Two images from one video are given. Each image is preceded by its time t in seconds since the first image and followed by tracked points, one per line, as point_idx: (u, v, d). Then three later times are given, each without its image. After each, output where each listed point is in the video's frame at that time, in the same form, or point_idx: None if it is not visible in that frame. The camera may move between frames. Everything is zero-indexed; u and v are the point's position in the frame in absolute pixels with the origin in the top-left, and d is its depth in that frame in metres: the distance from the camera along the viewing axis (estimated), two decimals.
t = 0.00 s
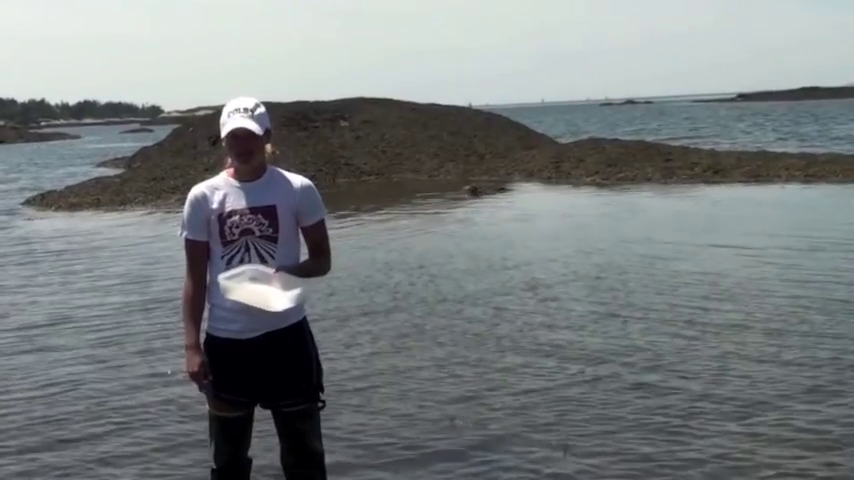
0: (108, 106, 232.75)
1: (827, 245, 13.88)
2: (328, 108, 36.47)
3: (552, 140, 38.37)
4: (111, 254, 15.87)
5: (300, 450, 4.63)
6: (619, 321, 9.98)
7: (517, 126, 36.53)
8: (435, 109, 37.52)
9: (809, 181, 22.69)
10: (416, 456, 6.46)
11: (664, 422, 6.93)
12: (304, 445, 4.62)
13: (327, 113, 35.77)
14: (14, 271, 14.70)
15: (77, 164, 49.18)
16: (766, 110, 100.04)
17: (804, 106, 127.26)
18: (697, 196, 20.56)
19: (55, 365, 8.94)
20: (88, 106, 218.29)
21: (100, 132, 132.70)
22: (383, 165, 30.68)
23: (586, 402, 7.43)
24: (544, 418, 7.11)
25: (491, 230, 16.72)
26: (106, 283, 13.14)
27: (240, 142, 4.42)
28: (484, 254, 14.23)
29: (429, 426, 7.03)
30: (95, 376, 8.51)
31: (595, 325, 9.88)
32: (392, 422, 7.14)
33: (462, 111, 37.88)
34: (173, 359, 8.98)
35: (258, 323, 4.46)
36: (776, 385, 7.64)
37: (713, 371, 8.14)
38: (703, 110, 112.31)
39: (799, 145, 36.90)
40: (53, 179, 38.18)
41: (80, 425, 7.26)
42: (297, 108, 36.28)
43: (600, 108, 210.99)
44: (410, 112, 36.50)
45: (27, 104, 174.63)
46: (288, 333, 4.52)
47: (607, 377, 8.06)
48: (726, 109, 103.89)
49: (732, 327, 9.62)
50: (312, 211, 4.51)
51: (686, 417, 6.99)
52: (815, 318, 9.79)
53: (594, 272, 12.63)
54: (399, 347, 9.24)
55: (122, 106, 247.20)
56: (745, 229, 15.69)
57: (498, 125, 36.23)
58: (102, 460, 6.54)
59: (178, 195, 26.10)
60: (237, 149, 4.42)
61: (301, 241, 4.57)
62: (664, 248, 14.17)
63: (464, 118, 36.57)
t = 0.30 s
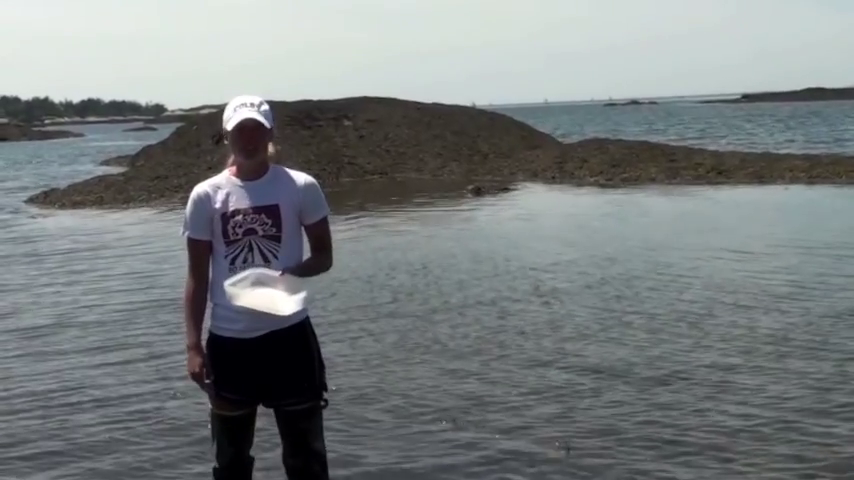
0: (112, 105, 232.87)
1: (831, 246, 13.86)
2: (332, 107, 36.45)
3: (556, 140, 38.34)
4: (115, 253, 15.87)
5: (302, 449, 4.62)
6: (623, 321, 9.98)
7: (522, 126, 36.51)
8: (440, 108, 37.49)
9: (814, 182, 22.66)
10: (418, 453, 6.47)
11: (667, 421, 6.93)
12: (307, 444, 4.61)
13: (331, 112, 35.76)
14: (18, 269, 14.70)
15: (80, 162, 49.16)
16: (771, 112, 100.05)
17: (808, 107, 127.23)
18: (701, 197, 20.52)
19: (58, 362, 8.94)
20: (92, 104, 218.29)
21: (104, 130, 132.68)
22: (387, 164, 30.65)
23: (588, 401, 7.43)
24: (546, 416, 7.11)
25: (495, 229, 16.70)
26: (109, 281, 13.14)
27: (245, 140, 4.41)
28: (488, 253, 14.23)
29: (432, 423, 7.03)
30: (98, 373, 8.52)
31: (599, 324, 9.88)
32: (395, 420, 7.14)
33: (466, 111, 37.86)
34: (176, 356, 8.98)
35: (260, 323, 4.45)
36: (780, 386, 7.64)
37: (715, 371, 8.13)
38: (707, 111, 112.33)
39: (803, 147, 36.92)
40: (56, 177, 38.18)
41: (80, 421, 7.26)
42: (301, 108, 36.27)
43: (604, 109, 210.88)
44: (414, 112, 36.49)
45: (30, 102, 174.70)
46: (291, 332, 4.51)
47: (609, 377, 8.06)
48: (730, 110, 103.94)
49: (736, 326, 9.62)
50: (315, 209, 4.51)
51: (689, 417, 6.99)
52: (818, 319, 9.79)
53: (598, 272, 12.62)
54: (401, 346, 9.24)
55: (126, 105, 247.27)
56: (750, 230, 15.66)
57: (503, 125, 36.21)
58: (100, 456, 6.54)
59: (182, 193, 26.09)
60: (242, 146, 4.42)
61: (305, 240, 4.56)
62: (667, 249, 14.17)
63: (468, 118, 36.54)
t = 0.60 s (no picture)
0: (116, 104, 232.95)
1: (836, 247, 13.85)
2: (336, 107, 36.44)
3: (560, 140, 38.34)
4: (119, 254, 15.85)
5: (306, 449, 4.61)
6: (627, 322, 9.97)
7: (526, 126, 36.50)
8: (444, 108, 37.49)
9: (818, 183, 22.63)
10: (424, 456, 6.46)
11: (672, 424, 6.92)
12: (311, 445, 4.60)
13: (336, 112, 35.74)
14: (21, 270, 14.68)
15: (84, 162, 49.14)
16: (777, 111, 99.90)
17: (813, 107, 127.15)
18: (705, 198, 20.48)
19: (63, 364, 8.93)
20: (96, 104, 218.32)
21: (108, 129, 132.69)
22: (391, 165, 30.63)
23: (593, 404, 7.42)
24: (551, 419, 7.11)
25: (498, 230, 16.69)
26: (113, 283, 13.13)
27: (248, 140, 4.40)
28: (492, 253, 14.23)
29: (436, 426, 7.02)
30: (102, 375, 8.51)
31: (604, 325, 9.87)
32: (400, 422, 7.13)
33: (471, 111, 37.85)
34: (180, 358, 8.97)
35: (266, 324, 4.44)
36: (784, 388, 7.64)
37: (720, 372, 8.13)
38: (712, 111, 112.22)
39: (808, 147, 36.89)
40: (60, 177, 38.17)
41: (83, 422, 7.26)
42: (305, 108, 36.26)
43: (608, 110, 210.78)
44: (418, 112, 36.48)
45: (35, 102, 174.75)
46: (295, 333, 4.50)
47: (614, 378, 8.05)
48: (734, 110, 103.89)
49: (740, 327, 9.61)
50: (318, 209, 4.49)
51: (694, 419, 6.99)
52: (824, 320, 9.78)
53: (603, 273, 12.61)
54: (406, 347, 9.23)
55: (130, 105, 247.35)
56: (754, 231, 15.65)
57: (507, 125, 36.20)
58: (104, 459, 6.55)
59: (186, 193, 26.05)
60: (245, 146, 4.40)
61: (308, 240, 4.55)
62: (672, 249, 14.16)
63: (472, 118, 36.53)
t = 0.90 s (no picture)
0: (122, 106, 233.04)
1: (841, 249, 13.84)
2: (341, 109, 36.42)
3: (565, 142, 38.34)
4: (123, 256, 15.83)
5: (311, 451, 4.59)
6: (632, 324, 9.96)
7: (530, 128, 36.51)
8: (448, 110, 37.49)
9: (824, 185, 22.62)
10: (430, 458, 6.45)
11: (678, 425, 6.92)
12: (315, 447, 4.59)
13: (340, 114, 35.73)
14: (26, 273, 14.66)
15: (88, 164, 49.09)
16: (781, 113, 99.86)
17: (819, 109, 127.08)
18: (712, 200, 20.46)
19: (68, 366, 8.92)
20: (100, 105, 218.48)
21: (112, 131, 132.71)
22: (396, 166, 30.61)
23: (599, 406, 7.41)
24: (557, 421, 7.10)
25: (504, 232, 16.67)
26: (117, 286, 13.10)
27: (253, 141, 4.38)
28: (497, 255, 14.21)
29: (443, 428, 7.01)
30: (107, 377, 8.49)
31: (609, 327, 9.86)
32: (406, 423, 7.12)
33: (475, 112, 37.86)
34: (185, 360, 8.96)
35: (270, 325, 4.43)
36: (791, 391, 7.63)
37: (724, 375, 8.11)
38: (717, 113, 112.15)
39: (812, 149, 36.89)
40: (64, 178, 38.14)
41: (87, 424, 7.26)
42: (310, 109, 36.24)
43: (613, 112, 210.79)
44: (423, 113, 36.48)
45: (40, 103, 174.81)
46: (300, 335, 4.49)
47: (620, 381, 8.04)
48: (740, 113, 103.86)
49: (746, 329, 9.61)
50: (323, 211, 4.49)
51: (701, 421, 6.99)
52: (830, 322, 9.78)
53: (608, 275, 12.60)
54: (411, 349, 9.21)
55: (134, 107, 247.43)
56: (761, 233, 15.64)
57: (512, 127, 36.21)
58: (107, 461, 6.54)
59: (191, 195, 26.03)
60: (251, 148, 4.39)
61: (313, 241, 4.54)
62: (677, 252, 14.15)
63: (476, 120, 36.54)
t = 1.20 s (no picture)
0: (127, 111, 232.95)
1: (847, 253, 13.80)
2: (345, 113, 36.42)
3: (569, 147, 38.33)
4: (127, 261, 15.82)
5: (315, 456, 4.57)
6: (637, 329, 9.94)
7: (535, 132, 36.49)
8: (453, 115, 37.49)
9: (829, 189, 22.60)
10: (434, 462, 6.43)
11: (682, 430, 6.89)
12: (320, 452, 4.56)
13: (345, 118, 35.72)
14: (30, 278, 14.64)
15: (93, 168, 49.09)
16: (785, 118, 99.81)
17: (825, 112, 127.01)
18: (717, 204, 20.44)
19: (72, 371, 8.90)
20: (105, 110, 218.65)
21: (117, 135, 132.76)
22: (401, 171, 30.60)
23: (604, 410, 7.38)
24: (561, 425, 7.07)
25: (509, 236, 16.64)
26: (121, 291, 13.09)
27: (258, 146, 4.36)
28: (502, 260, 14.18)
29: (447, 432, 6.98)
30: (111, 381, 8.47)
31: (614, 332, 9.83)
32: (410, 427, 7.10)
33: (480, 117, 37.85)
34: (189, 364, 8.94)
35: (275, 329, 4.41)
36: (796, 395, 7.60)
37: (731, 380, 8.08)
38: (723, 118, 112.11)
39: (817, 153, 36.88)
40: (69, 183, 38.14)
41: (90, 429, 7.24)
42: (315, 114, 36.24)
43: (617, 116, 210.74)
44: (427, 118, 36.47)
45: (44, 107, 174.92)
46: (304, 339, 4.47)
47: (624, 385, 8.01)
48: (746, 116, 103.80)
49: (751, 334, 9.58)
50: (328, 215, 4.46)
51: (705, 426, 6.96)
52: (835, 327, 9.74)
53: (613, 279, 12.57)
54: (415, 353, 9.19)
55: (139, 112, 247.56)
56: (766, 237, 15.60)
57: (516, 132, 36.20)
58: (111, 465, 6.52)
59: (195, 199, 26.02)
60: (256, 153, 4.37)
61: (317, 246, 4.51)
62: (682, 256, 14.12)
63: (481, 124, 36.53)
